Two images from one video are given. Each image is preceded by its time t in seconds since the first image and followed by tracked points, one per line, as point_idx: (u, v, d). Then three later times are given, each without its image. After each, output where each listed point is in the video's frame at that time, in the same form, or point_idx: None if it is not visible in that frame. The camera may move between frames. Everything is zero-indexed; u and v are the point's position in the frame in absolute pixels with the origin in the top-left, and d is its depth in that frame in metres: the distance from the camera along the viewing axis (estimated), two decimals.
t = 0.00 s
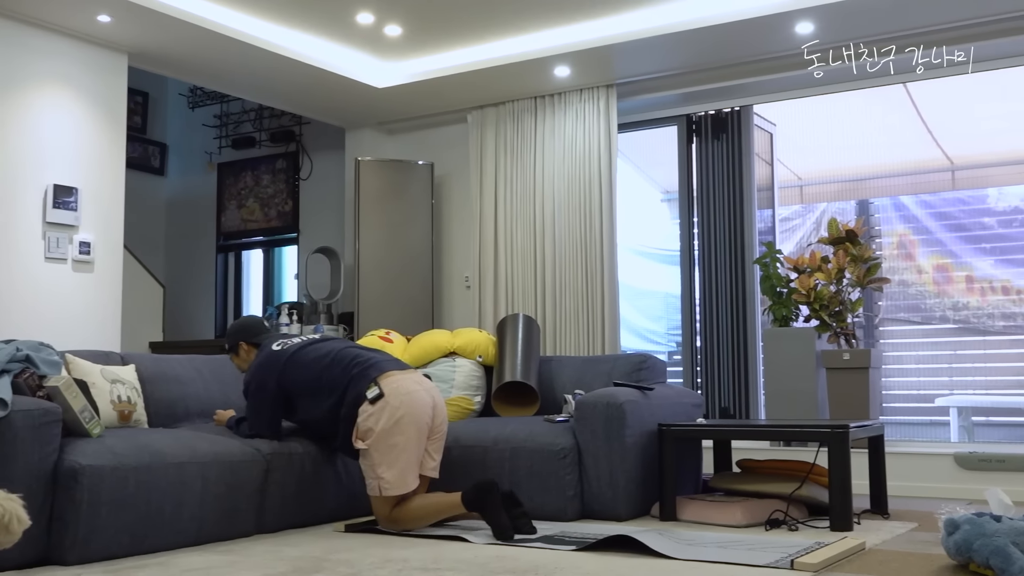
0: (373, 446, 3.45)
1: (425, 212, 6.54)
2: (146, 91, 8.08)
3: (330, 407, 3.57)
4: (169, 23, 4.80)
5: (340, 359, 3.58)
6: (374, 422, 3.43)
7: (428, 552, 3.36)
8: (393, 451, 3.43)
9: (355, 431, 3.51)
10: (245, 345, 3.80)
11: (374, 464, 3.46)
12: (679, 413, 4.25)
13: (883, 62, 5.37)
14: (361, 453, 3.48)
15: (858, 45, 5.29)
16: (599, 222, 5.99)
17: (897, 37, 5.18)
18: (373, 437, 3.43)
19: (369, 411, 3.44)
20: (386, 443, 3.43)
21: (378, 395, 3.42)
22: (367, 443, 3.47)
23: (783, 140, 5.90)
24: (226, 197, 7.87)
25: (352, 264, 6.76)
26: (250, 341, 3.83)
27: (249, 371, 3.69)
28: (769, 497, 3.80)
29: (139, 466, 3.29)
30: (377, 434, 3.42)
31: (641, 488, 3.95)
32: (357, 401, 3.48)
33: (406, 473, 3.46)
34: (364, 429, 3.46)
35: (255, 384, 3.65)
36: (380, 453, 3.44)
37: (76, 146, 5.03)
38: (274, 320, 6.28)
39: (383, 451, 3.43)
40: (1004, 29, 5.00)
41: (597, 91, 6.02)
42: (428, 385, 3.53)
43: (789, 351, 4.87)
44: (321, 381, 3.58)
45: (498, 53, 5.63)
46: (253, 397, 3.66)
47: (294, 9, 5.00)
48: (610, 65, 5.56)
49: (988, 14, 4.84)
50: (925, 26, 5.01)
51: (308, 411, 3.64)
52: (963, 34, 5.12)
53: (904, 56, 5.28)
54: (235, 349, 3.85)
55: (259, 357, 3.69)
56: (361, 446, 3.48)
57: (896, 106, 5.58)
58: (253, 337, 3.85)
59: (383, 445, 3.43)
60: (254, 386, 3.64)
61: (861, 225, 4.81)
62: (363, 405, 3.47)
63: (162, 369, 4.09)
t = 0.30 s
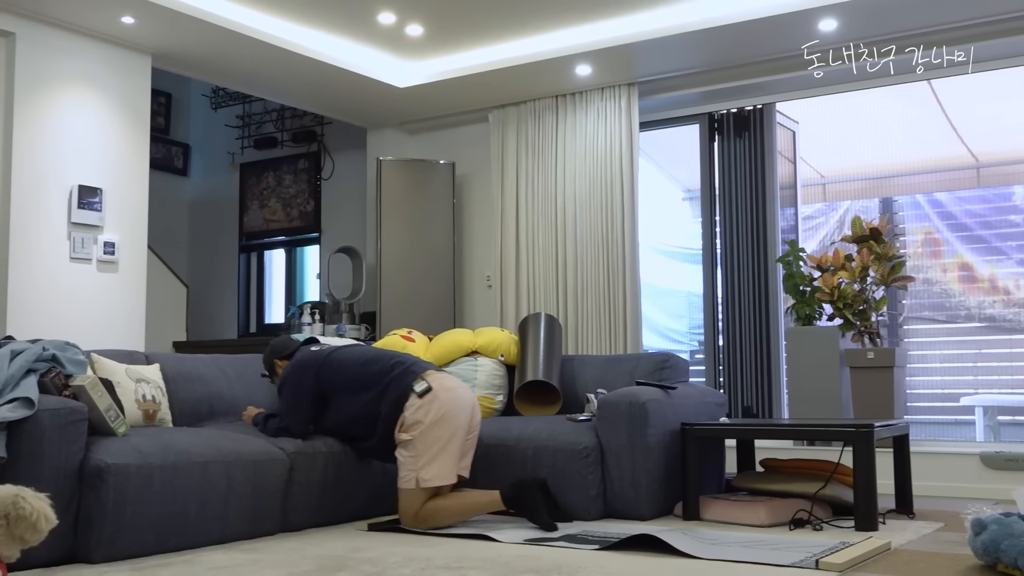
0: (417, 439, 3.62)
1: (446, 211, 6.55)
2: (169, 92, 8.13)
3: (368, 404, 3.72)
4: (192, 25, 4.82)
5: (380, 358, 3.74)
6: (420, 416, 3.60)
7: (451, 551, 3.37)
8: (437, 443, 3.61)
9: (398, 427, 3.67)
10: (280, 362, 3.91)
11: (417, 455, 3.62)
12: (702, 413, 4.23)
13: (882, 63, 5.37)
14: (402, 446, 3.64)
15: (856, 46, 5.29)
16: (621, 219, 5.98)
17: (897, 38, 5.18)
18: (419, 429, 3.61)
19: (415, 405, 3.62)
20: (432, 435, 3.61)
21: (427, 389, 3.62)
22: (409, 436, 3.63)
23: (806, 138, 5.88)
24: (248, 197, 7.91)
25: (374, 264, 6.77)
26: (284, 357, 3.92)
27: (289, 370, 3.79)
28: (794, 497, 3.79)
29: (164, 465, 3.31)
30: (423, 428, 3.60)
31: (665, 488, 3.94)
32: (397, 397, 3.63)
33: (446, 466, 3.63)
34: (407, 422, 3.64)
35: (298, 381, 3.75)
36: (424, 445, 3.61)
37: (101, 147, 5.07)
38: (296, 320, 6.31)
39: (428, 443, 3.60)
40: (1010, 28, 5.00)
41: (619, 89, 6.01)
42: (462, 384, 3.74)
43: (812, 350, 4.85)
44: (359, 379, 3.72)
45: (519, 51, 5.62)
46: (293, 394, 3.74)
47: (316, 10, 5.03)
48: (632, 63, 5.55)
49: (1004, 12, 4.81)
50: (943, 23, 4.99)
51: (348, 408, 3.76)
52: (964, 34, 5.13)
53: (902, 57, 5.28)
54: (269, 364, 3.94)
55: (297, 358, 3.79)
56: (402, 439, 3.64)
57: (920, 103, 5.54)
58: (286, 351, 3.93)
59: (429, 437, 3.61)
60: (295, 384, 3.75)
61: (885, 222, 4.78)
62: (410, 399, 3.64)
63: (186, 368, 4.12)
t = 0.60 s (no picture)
0: (451, 438, 3.72)
1: (463, 209, 6.55)
2: (186, 90, 8.17)
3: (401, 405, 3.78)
4: (210, 24, 4.84)
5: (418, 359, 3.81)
6: (457, 416, 3.71)
7: (468, 548, 3.39)
8: (470, 444, 3.72)
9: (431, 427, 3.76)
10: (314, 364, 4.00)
11: (448, 452, 3.72)
12: (719, 411, 4.22)
13: (881, 62, 5.42)
14: (433, 442, 3.75)
15: (855, 46, 5.33)
16: (637, 216, 5.98)
17: (896, 37, 5.21)
18: (454, 427, 3.72)
19: (453, 406, 3.73)
20: (466, 435, 3.72)
21: (469, 392, 3.73)
22: (444, 435, 3.74)
23: (824, 134, 5.85)
24: (265, 195, 7.94)
25: (390, 262, 6.79)
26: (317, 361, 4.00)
27: (326, 367, 3.79)
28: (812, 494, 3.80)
29: (183, 462, 3.33)
30: (459, 428, 3.71)
31: (681, 485, 3.95)
32: (436, 400, 3.72)
33: (476, 466, 3.73)
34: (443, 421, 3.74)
35: (337, 378, 3.77)
36: (457, 443, 3.73)
37: (120, 147, 5.10)
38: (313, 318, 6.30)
39: (462, 443, 3.71)
40: (1006, 27, 5.00)
41: (636, 86, 6.00)
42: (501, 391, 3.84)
43: (830, 347, 4.84)
44: (394, 382, 3.76)
45: (535, 48, 5.62)
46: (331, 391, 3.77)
47: (333, 9, 5.05)
48: (648, 60, 5.54)
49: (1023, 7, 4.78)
50: (963, 19, 4.95)
51: (382, 407, 3.81)
52: (967, 32, 5.12)
53: (901, 56, 5.32)
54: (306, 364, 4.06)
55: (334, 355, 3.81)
56: (435, 435, 3.75)
57: (939, 98, 5.51)
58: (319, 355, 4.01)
59: (463, 436, 3.72)
60: (333, 380, 3.77)
61: (903, 219, 4.77)
62: (449, 401, 3.73)
63: (205, 365, 4.14)
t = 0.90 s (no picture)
0: (476, 445, 3.75)
1: (464, 202, 6.50)
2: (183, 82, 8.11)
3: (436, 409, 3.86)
4: (208, 14, 4.79)
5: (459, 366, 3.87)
6: (488, 425, 3.75)
7: (469, 546, 3.38)
8: (493, 454, 3.73)
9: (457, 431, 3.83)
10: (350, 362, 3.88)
11: (469, 457, 3.74)
12: (724, 407, 4.17)
13: (885, 55, 5.38)
14: (456, 447, 3.78)
15: (860, 38, 5.29)
16: (641, 210, 5.93)
17: (896, 33, 5.21)
18: (482, 435, 3.74)
19: (486, 416, 3.78)
20: (492, 444, 3.74)
21: (507, 406, 3.79)
22: (470, 442, 3.77)
23: (831, 127, 5.80)
24: (263, 189, 7.89)
25: (390, 256, 6.75)
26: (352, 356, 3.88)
27: (368, 361, 3.81)
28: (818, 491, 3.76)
29: (180, 459, 3.28)
30: (487, 437, 3.74)
31: (686, 482, 3.89)
32: (474, 408, 3.80)
33: (494, 474, 3.73)
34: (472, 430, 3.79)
35: (378, 375, 3.80)
36: (481, 450, 3.74)
37: (120, 140, 5.06)
38: (313, 312, 6.22)
39: (485, 452, 3.73)
40: (1012, 19, 4.96)
41: (639, 78, 5.95)
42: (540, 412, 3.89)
43: (835, 342, 4.78)
44: (434, 387, 3.82)
45: (537, 40, 5.56)
46: (368, 386, 3.80)
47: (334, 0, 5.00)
48: (652, 51, 5.49)
49: None
50: (971, 10, 4.90)
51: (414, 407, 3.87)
52: (975, 24, 5.08)
53: (909, 48, 5.26)
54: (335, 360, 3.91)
55: (376, 351, 3.82)
56: (461, 441, 3.79)
57: (947, 90, 5.46)
58: (353, 351, 3.90)
59: (488, 445, 3.73)
60: (372, 379, 3.80)
61: (911, 213, 4.70)
62: (484, 410, 3.80)
63: (203, 360, 4.08)
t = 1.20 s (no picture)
0: (491, 460, 3.63)
1: (453, 183, 6.35)
2: (162, 58, 7.92)
3: (462, 420, 3.73)
4: None
5: (496, 378, 3.71)
6: (510, 449, 3.62)
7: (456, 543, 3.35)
8: (504, 473, 3.62)
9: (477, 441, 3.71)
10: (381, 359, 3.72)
11: (478, 467, 3.64)
12: (720, 394, 4.04)
13: (888, 31, 5.25)
14: (470, 455, 3.66)
15: (862, 14, 5.17)
16: (635, 192, 5.81)
17: (898, 13, 5.12)
18: (502, 454, 3.62)
19: (512, 440, 3.64)
20: (508, 465, 3.61)
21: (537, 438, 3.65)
22: (487, 454, 3.65)
23: (831, 107, 5.69)
24: (244, 168, 7.71)
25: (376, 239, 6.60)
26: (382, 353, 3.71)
27: (400, 369, 3.62)
28: (816, 481, 3.66)
29: (156, 447, 3.20)
30: (505, 458, 3.61)
31: (680, 473, 3.79)
32: (504, 424, 3.68)
33: (497, 490, 3.64)
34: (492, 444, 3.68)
35: (408, 386, 3.63)
36: (494, 467, 3.62)
37: (96, 119, 4.90)
38: (295, 296, 6.06)
39: (497, 469, 3.62)
40: None
41: (634, 55, 5.82)
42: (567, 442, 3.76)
43: (835, 329, 4.67)
44: (465, 400, 3.69)
45: (529, 15, 5.41)
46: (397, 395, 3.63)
47: None
48: (649, 26, 5.34)
49: None
50: None
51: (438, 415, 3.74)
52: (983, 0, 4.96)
53: (914, 24, 5.13)
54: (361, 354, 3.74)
55: (408, 357, 3.62)
56: (478, 452, 3.67)
57: (953, 68, 5.33)
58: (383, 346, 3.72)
59: (502, 466, 3.61)
60: (403, 386, 3.62)
61: (914, 196, 4.61)
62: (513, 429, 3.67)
63: (180, 346, 3.93)
